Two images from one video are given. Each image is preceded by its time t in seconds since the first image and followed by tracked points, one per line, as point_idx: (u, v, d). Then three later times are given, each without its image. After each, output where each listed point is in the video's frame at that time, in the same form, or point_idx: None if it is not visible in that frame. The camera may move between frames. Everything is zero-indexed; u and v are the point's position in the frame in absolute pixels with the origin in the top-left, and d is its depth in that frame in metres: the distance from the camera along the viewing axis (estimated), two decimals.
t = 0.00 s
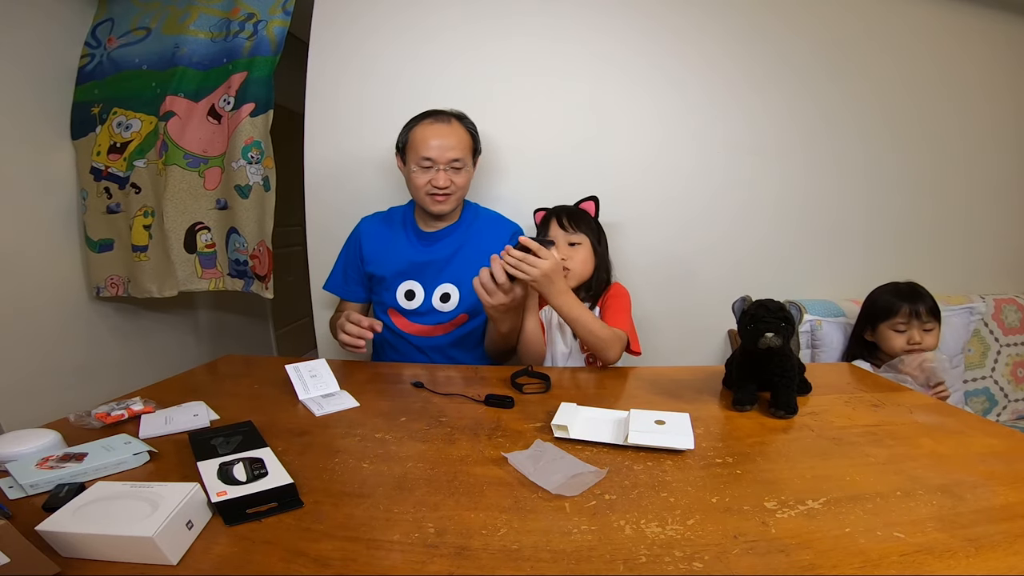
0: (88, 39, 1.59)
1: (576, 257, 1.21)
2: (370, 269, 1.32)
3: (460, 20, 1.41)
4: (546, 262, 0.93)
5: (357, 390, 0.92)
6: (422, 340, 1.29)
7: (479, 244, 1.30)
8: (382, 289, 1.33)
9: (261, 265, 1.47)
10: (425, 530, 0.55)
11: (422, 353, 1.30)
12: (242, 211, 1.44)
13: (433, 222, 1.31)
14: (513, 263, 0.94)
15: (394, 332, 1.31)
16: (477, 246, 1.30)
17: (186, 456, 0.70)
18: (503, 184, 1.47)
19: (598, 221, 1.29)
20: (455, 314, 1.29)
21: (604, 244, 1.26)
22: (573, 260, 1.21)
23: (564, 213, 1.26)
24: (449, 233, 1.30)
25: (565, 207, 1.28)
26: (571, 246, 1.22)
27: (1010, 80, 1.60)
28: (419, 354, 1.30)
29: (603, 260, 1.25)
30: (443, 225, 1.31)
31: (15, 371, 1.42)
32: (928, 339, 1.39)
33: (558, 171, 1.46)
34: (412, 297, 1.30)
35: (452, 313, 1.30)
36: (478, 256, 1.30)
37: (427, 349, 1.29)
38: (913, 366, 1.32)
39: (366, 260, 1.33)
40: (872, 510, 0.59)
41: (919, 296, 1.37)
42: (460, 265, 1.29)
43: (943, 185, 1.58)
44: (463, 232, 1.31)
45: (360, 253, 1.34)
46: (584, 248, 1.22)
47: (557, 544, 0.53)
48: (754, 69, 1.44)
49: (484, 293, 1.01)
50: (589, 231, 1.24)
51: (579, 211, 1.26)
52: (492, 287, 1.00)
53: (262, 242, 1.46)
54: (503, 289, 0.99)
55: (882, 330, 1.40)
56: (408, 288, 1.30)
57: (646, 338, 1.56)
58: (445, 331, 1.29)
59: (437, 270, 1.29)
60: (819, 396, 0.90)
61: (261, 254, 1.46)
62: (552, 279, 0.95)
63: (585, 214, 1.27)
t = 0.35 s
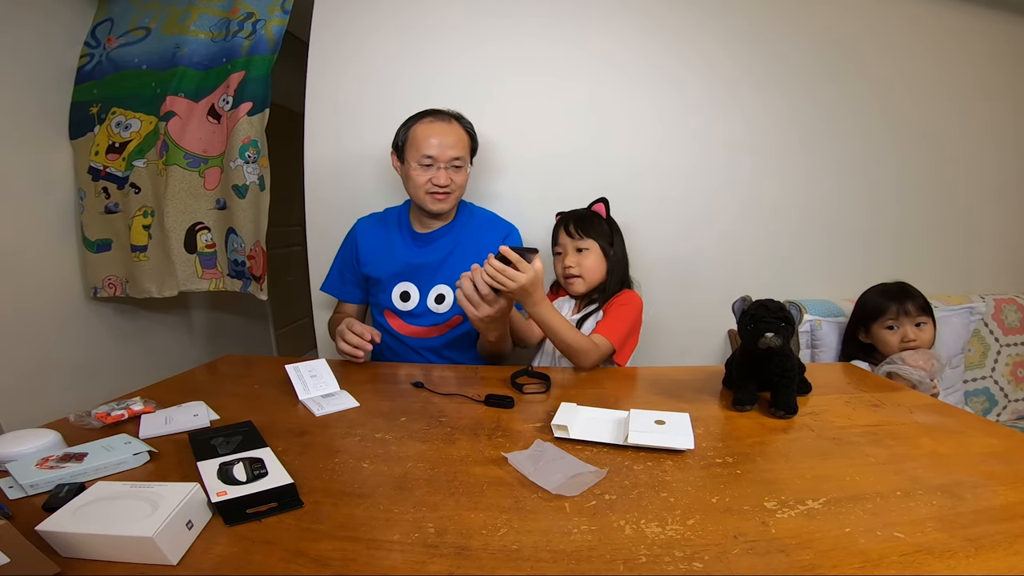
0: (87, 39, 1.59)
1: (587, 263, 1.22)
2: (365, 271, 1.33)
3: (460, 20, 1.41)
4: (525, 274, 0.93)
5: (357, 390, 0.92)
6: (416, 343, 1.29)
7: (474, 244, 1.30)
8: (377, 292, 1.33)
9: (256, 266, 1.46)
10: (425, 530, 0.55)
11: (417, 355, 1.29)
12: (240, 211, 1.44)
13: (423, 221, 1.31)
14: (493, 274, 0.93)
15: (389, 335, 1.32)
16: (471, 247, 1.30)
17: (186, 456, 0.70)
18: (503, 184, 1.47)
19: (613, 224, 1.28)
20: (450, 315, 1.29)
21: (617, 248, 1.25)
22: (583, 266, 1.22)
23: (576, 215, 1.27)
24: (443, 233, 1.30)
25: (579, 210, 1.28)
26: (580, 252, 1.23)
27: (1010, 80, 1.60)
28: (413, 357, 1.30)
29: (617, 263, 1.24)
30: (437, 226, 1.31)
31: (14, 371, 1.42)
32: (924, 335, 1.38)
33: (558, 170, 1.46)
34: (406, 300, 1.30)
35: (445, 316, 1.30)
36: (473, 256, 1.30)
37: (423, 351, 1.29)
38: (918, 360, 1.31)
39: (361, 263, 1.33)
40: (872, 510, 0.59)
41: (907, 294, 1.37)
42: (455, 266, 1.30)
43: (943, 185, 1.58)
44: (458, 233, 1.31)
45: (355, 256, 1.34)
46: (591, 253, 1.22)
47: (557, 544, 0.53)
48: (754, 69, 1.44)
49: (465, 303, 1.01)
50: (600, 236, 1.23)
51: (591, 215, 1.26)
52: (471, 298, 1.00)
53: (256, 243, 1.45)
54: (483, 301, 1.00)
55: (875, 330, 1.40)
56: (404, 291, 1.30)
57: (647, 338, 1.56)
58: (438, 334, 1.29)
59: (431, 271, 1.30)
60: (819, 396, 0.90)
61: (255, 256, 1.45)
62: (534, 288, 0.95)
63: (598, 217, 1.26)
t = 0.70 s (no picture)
0: (87, 39, 1.59)
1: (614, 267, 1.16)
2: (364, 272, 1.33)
3: (460, 20, 1.41)
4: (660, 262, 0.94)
5: (357, 390, 0.92)
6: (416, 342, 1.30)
7: (472, 244, 1.30)
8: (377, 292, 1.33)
9: (254, 266, 1.46)
10: (425, 530, 0.55)
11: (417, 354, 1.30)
12: (240, 211, 1.44)
13: (422, 225, 1.31)
14: (632, 261, 0.94)
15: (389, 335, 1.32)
16: (469, 247, 1.30)
17: (186, 456, 0.70)
18: (502, 183, 1.47)
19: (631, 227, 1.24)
20: (450, 315, 1.30)
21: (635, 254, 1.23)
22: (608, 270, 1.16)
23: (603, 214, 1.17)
24: (441, 234, 1.30)
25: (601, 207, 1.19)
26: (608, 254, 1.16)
27: (1010, 80, 1.60)
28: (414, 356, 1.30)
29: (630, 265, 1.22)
30: (433, 227, 1.31)
31: (13, 371, 1.42)
32: (918, 332, 1.37)
33: (558, 170, 1.46)
34: (406, 300, 1.30)
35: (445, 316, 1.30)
36: (472, 257, 1.30)
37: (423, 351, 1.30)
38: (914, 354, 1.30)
39: (360, 264, 1.33)
40: (871, 510, 0.59)
41: (903, 292, 1.37)
42: (453, 266, 1.30)
43: (943, 185, 1.58)
44: (457, 233, 1.31)
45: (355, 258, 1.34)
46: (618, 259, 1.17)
47: (557, 544, 0.53)
48: (754, 69, 1.44)
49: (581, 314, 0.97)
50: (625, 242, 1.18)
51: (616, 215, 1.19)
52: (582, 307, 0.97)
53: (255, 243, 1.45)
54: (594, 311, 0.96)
55: (868, 327, 1.41)
56: (403, 291, 1.30)
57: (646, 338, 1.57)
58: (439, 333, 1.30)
59: (431, 271, 1.30)
60: (819, 396, 0.90)
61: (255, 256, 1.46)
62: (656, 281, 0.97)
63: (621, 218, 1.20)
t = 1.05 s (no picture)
0: (87, 39, 1.59)
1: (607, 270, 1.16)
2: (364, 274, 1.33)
3: (460, 19, 1.41)
4: (651, 270, 0.95)
5: (357, 390, 0.92)
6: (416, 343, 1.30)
7: (471, 244, 1.30)
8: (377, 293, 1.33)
9: (254, 266, 1.46)
10: (425, 530, 0.55)
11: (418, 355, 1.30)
12: (240, 211, 1.44)
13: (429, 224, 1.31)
14: (621, 267, 0.96)
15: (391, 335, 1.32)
16: (468, 246, 1.30)
17: (187, 456, 0.70)
18: (502, 182, 1.47)
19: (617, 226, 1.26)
20: (451, 315, 1.30)
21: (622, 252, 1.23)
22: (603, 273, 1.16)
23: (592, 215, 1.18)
24: (440, 234, 1.30)
25: (586, 209, 1.20)
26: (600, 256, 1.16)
27: (1010, 80, 1.60)
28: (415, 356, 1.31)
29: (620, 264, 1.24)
30: (433, 226, 1.31)
31: (14, 371, 1.42)
32: (921, 332, 1.36)
33: (558, 170, 1.46)
34: (406, 300, 1.31)
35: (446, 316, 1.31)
36: (471, 257, 1.30)
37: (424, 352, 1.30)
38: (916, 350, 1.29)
39: (360, 265, 1.33)
40: (871, 510, 0.59)
41: (910, 291, 1.37)
42: (453, 266, 1.30)
43: (943, 185, 1.58)
44: (456, 233, 1.30)
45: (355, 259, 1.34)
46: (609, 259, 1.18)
47: (557, 544, 0.53)
48: (755, 69, 1.44)
49: (591, 312, 1.02)
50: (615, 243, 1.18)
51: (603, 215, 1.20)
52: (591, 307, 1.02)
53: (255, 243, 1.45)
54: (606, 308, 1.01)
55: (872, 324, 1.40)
56: (403, 291, 1.30)
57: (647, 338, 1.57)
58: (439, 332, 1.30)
59: (430, 272, 1.30)
60: (819, 396, 0.90)
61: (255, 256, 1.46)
62: (652, 289, 0.96)
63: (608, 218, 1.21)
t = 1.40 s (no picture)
0: (87, 39, 1.59)
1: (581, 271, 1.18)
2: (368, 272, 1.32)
3: (461, 19, 1.41)
4: (585, 279, 1.00)
5: (356, 390, 0.92)
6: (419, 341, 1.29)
7: (477, 245, 1.31)
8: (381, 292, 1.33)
9: (255, 266, 1.46)
10: (425, 530, 0.55)
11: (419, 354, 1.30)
12: (240, 211, 1.44)
13: (437, 223, 1.31)
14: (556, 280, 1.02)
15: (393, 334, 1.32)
16: (473, 247, 1.31)
17: (187, 456, 0.70)
18: (502, 182, 1.47)
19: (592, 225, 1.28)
20: (454, 315, 1.30)
21: (601, 250, 1.25)
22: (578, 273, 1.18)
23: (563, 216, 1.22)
24: (446, 234, 1.30)
25: (561, 212, 1.24)
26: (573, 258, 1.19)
27: (1010, 79, 1.60)
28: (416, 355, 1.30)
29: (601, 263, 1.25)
30: (440, 226, 1.32)
31: (14, 371, 1.42)
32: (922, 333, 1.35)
33: (558, 170, 1.46)
34: (409, 299, 1.30)
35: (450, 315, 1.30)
36: (476, 257, 1.30)
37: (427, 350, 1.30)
38: (916, 346, 1.29)
39: (364, 263, 1.33)
40: (872, 510, 0.59)
41: (913, 291, 1.36)
42: (458, 266, 1.30)
43: (942, 184, 1.58)
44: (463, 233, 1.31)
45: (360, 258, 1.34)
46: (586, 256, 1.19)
47: (557, 544, 0.53)
48: (755, 69, 1.44)
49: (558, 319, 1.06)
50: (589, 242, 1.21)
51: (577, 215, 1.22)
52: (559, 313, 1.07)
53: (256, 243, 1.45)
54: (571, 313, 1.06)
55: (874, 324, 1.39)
56: (407, 290, 1.30)
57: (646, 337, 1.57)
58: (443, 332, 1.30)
59: (435, 272, 1.30)
60: (819, 396, 0.90)
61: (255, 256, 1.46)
62: (595, 295, 1.01)
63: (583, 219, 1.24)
